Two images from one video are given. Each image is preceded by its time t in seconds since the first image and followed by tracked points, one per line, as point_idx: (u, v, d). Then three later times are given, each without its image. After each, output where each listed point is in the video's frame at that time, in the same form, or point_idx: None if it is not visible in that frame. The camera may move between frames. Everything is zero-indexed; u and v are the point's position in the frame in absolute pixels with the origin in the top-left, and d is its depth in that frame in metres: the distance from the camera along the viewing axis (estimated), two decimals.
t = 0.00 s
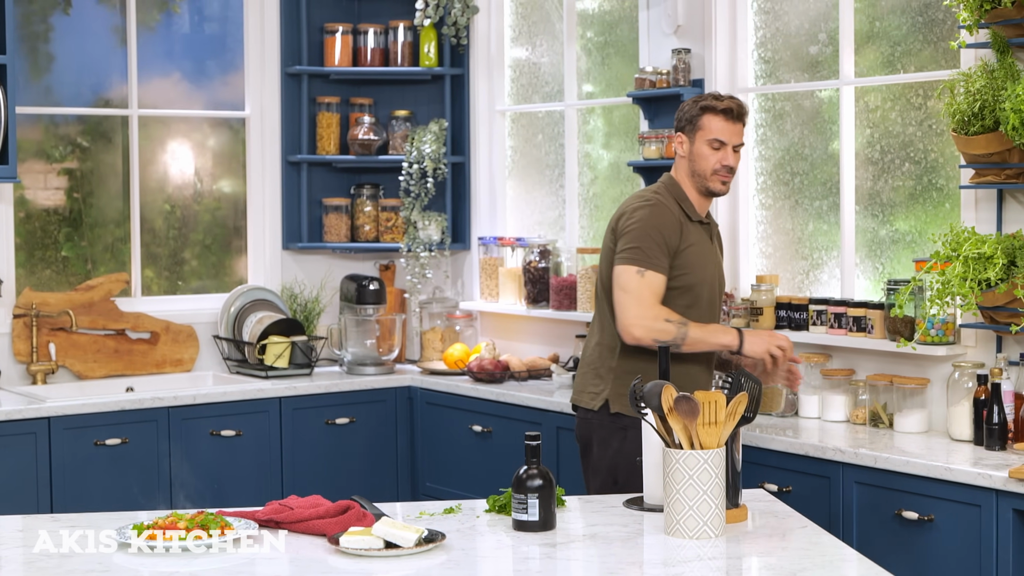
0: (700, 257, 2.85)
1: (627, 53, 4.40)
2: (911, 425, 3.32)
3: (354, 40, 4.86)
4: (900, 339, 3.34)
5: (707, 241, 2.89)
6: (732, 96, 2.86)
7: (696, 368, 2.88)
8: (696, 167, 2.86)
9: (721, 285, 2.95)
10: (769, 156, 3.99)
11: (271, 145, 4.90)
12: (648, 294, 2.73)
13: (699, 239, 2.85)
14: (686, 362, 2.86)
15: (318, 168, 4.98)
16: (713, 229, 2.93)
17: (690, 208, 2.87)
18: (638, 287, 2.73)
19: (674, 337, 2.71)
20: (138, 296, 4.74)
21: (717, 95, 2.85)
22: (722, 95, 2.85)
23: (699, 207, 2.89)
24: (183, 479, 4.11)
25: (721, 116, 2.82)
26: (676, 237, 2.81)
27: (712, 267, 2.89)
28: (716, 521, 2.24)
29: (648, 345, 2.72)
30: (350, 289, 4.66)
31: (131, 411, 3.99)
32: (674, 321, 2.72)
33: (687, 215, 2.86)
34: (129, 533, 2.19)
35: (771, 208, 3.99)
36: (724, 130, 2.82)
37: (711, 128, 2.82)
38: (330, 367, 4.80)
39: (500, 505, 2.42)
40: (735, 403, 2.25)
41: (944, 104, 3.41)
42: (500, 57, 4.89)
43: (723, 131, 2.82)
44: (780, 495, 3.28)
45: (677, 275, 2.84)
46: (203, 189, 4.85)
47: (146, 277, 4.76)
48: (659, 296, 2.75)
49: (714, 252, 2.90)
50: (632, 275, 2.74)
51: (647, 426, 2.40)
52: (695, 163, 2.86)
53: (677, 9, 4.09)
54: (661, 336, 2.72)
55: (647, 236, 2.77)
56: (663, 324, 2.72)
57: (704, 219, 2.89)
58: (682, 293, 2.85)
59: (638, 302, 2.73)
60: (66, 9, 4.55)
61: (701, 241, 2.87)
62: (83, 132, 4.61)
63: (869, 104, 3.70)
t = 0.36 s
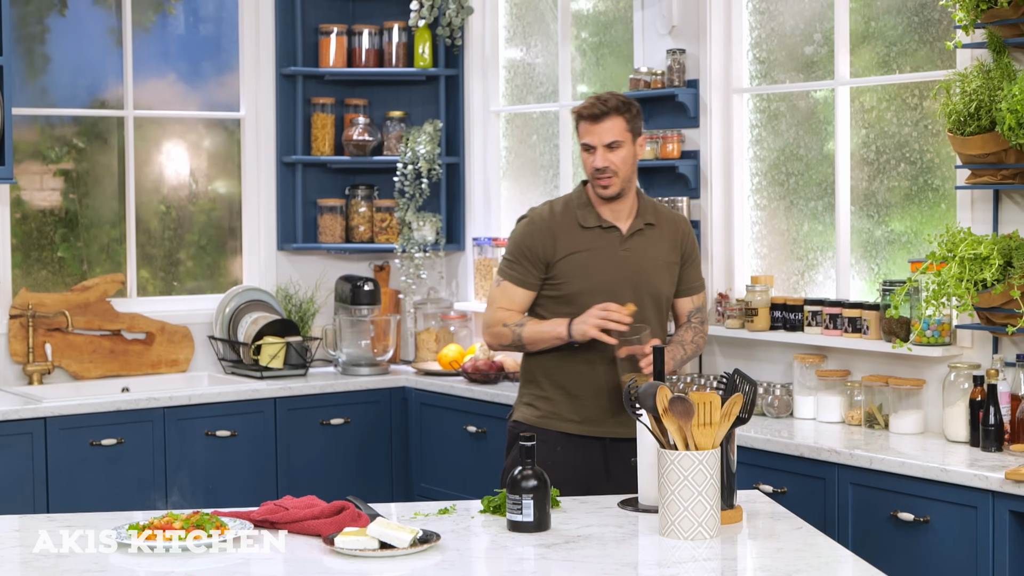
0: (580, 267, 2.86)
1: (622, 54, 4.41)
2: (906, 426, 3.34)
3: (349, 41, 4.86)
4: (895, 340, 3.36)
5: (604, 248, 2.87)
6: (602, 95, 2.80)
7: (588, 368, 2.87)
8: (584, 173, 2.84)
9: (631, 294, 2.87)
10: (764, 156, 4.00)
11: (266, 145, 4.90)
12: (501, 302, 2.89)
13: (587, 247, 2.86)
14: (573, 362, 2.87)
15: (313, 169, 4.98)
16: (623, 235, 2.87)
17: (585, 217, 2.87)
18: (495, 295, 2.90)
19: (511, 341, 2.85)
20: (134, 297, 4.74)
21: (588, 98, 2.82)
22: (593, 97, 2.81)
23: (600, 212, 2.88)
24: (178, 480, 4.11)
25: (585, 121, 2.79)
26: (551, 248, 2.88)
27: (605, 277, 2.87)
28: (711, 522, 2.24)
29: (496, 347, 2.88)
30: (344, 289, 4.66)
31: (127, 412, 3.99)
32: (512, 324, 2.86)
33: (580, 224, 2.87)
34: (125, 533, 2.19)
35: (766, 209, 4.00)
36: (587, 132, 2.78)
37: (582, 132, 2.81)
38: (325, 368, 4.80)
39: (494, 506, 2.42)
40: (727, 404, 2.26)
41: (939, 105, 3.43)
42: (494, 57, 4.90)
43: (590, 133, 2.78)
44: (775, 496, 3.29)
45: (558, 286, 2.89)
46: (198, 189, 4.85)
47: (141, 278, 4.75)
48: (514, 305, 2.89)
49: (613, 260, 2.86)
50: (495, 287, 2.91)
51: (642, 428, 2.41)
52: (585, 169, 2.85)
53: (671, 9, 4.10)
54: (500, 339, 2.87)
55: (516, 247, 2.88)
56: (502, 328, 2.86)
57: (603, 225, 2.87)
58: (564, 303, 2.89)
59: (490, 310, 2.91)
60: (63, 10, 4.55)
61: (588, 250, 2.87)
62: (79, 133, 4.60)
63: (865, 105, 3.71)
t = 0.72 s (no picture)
0: (477, 266, 2.81)
1: (640, 54, 4.39)
2: (927, 427, 3.31)
3: (367, 41, 4.87)
4: (916, 341, 3.34)
5: (502, 247, 2.79)
6: (505, 93, 2.71)
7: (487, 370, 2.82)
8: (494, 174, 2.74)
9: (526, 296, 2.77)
10: (783, 157, 3.98)
11: (285, 146, 4.91)
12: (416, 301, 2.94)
13: (487, 245, 2.81)
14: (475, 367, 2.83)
15: (332, 169, 4.99)
16: (523, 233, 2.78)
17: (491, 216, 2.83)
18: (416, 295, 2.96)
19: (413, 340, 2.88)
20: (154, 298, 4.76)
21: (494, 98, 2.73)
22: (498, 96, 2.72)
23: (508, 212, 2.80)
24: (198, 479, 4.13)
25: (488, 121, 2.70)
26: (456, 248, 2.87)
27: (499, 276, 2.79)
28: (731, 523, 2.23)
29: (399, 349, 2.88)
30: (363, 289, 4.67)
31: (147, 412, 4.00)
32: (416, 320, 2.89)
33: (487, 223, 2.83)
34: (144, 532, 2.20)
35: (786, 209, 3.98)
36: (494, 130, 2.69)
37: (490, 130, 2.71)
38: (343, 368, 4.81)
39: (513, 506, 2.42)
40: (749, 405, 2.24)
41: (960, 105, 3.40)
42: (512, 58, 4.89)
43: (497, 130, 2.68)
44: (795, 497, 3.27)
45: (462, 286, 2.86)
46: (218, 190, 4.87)
47: (161, 278, 4.77)
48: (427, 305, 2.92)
49: (509, 259, 2.78)
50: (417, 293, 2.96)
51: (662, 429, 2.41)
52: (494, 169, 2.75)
53: (689, 9, 4.08)
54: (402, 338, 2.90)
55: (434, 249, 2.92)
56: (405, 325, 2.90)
57: (504, 224, 2.80)
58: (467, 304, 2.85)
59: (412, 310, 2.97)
60: (82, 12, 4.57)
61: (488, 249, 2.81)
62: (99, 134, 4.62)
63: (885, 105, 3.69)
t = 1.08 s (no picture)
0: (497, 283, 2.79)
1: (728, 53, 4.37)
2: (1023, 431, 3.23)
3: (454, 42, 4.90)
4: (1010, 343, 3.27)
5: (521, 261, 2.76)
6: (543, 107, 2.64)
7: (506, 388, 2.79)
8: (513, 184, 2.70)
9: (544, 310, 2.71)
10: (873, 156, 3.92)
11: (373, 148, 4.97)
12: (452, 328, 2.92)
13: (506, 261, 2.79)
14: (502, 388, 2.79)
15: (420, 170, 5.04)
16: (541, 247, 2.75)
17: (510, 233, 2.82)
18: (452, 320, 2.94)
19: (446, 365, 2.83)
20: (243, 298, 4.85)
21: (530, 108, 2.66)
22: (535, 108, 2.65)
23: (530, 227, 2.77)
24: (285, 478, 4.19)
25: (521, 132, 2.63)
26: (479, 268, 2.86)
27: (516, 291, 2.75)
28: (820, 526, 2.20)
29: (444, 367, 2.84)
30: (449, 290, 4.71)
31: (236, 411, 4.08)
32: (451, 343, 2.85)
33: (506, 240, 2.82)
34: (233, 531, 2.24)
35: (876, 209, 3.92)
36: (523, 146, 2.63)
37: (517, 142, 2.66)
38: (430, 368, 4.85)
39: (600, 508, 2.42)
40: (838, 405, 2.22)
41: None
42: (599, 58, 4.88)
43: (525, 148, 2.63)
44: (885, 501, 3.22)
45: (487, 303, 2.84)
46: (306, 191, 4.95)
47: (250, 278, 4.86)
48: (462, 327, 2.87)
49: (527, 273, 2.74)
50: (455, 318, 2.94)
51: (750, 430, 2.39)
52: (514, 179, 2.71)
53: (778, 8, 4.04)
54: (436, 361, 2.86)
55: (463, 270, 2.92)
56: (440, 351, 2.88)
57: (523, 238, 2.77)
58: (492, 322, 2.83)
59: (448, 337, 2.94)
60: (173, 14, 4.67)
61: (507, 264, 2.78)
62: (189, 135, 4.73)
63: (977, 103, 3.61)
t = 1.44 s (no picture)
0: (513, 282, 2.64)
1: (805, 52, 4.27)
2: None
3: (529, 43, 4.85)
4: None
5: (540, 261, 2.61)
6: (591, 105, 2.46)
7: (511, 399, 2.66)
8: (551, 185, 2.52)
9: (559, 319, 2.57)
10: (951, 157, 3.80)
11: (447, 149, 4.96)
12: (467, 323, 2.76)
13: (526, 259, 2.64)
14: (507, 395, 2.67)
15: (494, 171, 5.02)
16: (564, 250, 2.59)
17: (535, 228, 2.66)
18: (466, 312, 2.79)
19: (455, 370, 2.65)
20: (318, 297, 4.86)
21: (575, 105, 2.48)
22: (581, 105, 2.47)
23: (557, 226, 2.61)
24: (359, 478, 4.19)
25: (565, 133, 2.45)
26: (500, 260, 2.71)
27: (531, 294, 2.60)
28: (894, 530, 2.12)
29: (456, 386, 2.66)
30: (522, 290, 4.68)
31: (309, 411, 4.08)
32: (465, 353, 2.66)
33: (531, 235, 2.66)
34: (305, 531, 2.21)
35: (953, 210, 3.80)
36: (562, 143, 2.45)
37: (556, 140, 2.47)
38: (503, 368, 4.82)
39: (672, 510, 2.36)
40: (911, 408, 2.13)
41: None
42: (674, 58, 4.81)
43: (565, 145, 2.44)
44: (963, 505, 3.10)
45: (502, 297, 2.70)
46: (381, 191, 4.96)
47: (325, 278, 4.88)
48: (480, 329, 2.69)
49: (546, 276, 2.59)
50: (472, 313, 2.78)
51: (823, 433, 2.30)
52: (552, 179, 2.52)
53: (855, 7, 3.91)
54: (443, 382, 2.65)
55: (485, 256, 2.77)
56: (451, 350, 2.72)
57: (548, 237, 2.60)
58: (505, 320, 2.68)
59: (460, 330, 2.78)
60: (249, 16, 4.70)
61: (526, 262, 2.63)
62: (264, 136, 4.76)
63: None
